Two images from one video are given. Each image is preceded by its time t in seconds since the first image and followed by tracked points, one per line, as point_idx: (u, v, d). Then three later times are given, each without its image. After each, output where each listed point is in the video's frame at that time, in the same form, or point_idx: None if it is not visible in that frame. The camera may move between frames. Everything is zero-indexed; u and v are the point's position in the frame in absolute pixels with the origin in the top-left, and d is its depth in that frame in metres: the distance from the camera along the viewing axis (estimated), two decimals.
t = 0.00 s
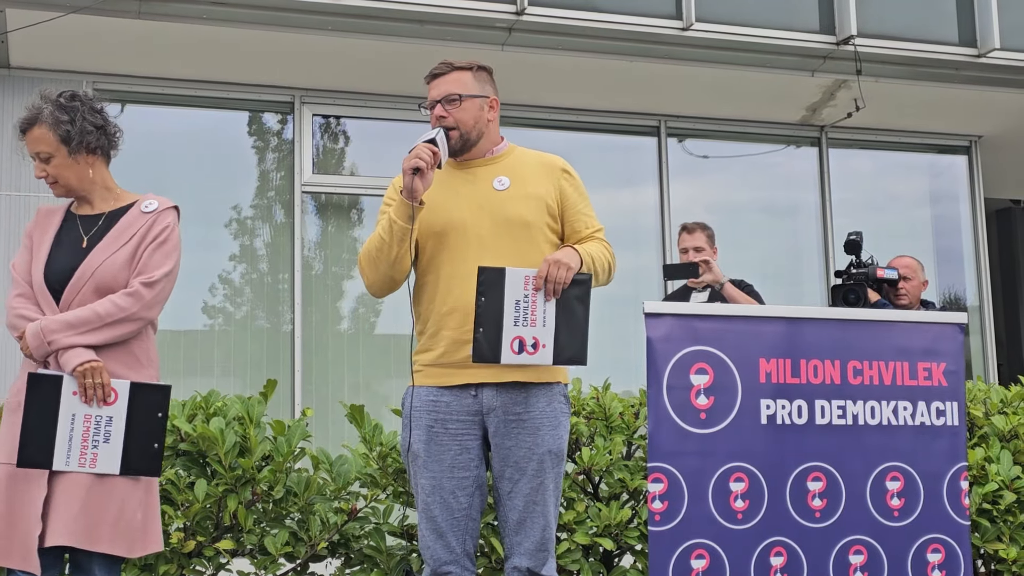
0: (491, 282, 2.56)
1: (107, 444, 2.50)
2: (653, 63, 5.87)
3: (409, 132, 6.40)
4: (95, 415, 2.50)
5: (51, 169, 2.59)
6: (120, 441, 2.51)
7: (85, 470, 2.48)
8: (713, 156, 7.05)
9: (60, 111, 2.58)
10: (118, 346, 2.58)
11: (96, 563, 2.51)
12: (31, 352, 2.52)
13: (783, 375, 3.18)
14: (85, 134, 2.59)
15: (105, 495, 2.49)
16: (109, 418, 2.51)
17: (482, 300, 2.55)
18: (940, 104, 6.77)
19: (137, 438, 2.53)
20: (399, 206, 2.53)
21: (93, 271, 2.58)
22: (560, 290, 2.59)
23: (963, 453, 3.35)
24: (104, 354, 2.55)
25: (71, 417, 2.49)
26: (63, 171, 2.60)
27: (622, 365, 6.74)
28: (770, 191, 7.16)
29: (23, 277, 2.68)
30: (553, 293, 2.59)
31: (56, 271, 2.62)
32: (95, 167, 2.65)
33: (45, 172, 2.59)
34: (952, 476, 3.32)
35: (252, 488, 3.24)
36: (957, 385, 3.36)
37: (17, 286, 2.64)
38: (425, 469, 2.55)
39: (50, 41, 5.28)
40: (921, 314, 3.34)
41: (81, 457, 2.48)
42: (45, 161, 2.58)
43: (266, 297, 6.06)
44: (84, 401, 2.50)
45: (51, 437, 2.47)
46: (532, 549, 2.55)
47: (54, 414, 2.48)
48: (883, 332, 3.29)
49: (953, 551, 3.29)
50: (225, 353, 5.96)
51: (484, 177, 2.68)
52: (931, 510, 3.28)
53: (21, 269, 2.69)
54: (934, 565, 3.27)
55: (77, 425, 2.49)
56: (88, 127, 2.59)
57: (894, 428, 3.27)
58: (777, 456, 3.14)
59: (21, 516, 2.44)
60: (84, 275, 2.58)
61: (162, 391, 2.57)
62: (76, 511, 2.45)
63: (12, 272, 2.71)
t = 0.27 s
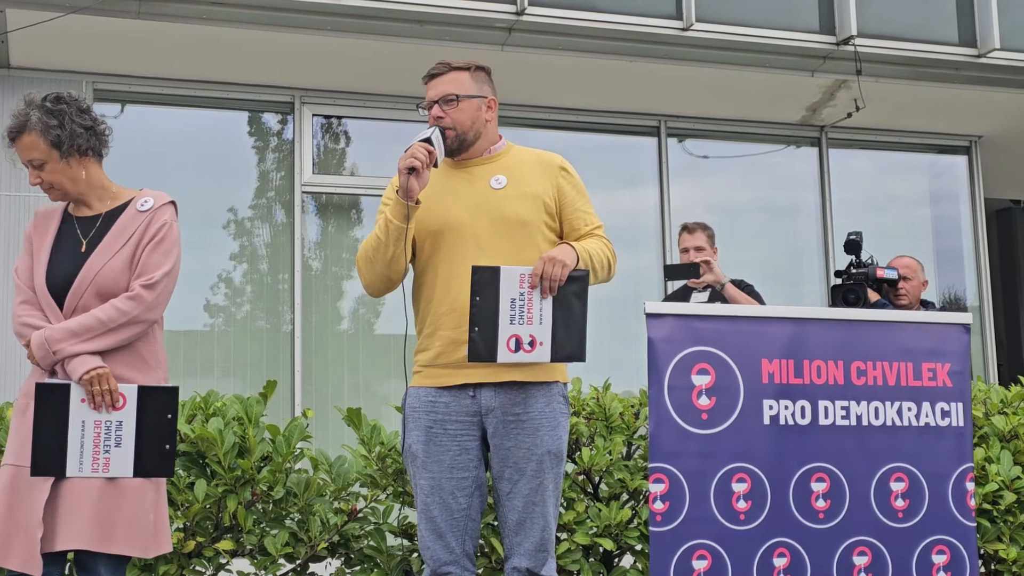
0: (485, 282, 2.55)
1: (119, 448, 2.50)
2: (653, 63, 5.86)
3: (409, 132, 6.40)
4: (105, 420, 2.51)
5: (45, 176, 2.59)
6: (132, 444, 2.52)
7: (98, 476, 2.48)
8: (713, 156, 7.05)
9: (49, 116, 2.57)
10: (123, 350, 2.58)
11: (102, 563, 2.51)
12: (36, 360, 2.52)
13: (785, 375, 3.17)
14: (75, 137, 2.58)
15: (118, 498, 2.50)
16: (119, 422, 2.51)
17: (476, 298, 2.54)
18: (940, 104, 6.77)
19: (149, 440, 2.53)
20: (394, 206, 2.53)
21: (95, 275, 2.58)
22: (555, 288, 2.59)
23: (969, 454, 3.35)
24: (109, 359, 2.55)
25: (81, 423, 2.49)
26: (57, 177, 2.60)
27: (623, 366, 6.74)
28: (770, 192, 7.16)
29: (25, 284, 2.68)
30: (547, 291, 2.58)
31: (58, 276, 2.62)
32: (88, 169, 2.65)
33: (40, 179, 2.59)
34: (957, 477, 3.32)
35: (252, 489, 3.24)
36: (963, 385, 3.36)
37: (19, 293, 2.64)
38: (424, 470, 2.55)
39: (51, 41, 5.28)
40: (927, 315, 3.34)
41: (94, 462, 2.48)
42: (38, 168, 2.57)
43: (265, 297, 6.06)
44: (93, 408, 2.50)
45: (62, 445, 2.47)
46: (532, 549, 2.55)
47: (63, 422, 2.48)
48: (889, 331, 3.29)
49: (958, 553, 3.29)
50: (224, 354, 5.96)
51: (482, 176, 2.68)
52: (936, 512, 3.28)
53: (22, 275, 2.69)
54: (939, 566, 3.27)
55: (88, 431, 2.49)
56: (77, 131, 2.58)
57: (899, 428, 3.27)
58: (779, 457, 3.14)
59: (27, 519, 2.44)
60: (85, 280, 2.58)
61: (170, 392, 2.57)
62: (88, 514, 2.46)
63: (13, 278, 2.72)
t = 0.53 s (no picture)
0: (477, 282, 2.56)
1: (122, 450, 2.51)
2: (653, 63, 5.86)
3: (409, 132, 6.40)
4: (107, 422, 2.51)
5: (42, 179, 2.58)
6: (135, 445, 2.53)
7: (102, 478, 2.49)
8: (713, 156, 7.04)
9: (43, 120, 2.55)
10: (125, 351, 2.59)
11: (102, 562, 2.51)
12: (39, 364, 2.52)
13: (786, 375, 3.17)
14: (71, 141, 2.57)
15: (120, 498, 2.51)
16: (121, 424, 2.52)
17: (469, 299, 2.55)
18: (940, 104, 6.77)
19: (152, 441, 2.55)
20: (386, 208, 2.56)
21: (94, 277, 2.59)
22: (548, 287, 2.59)
23: (970, 455, 3.35)
24: (111, 361, 2.56)
25: (84, 426, 2.49)
26: (54, 180, 2.59)
27: (623, 366, 6.74)
28: (770, 192, 7.16)
29: (25, 286, 2.68)
30: (540, 290, 2.58)
31: (57, 279, 2.62)
32: (84, 171, 2.64)
33: (37, 182, 2.58)
34: (958, 477, 3.32)
35: (251, 489, 3.24)
36: (963, 386, 3.37)
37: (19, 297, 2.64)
38: (420, 470, 2.56)
39: (50, 41, 5.28)
40: (928, 316, 3.34)
41: (98, 464, 2.50)
42: (35, 172, 2.57)
43: (265, 297, 6.06)
44: (95, 411, 2.50)
45: (65, 448, 2.47)
46: (528, 549, 2.55)
47: (66, 426, 2.48)
48: (892, 332, 3.29)
49: (959, 553, 3.28)
50: (224, 354, 5.96)
51: (476, 177, 2.68)
52: (936, 512, 3.27)
53: (20, 277, 2.69)
54: (940, 566, 3.27)
55: (91, 434, 2.50)
56: (73, 134, 2.57)
57: (900, 429, 3.27)
58: (780, 457, 3.14)
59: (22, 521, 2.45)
60: (84, 283, 2.59)
61: (172, 392, 2.59)
62: (91, 515, 2.47)
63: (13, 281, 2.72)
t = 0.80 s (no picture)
0: (470, 284, 2.56)
1: (112, 449, 2.59)
2: (653, 63, 5.85)
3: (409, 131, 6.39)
4: (98, 422, 2.59)
5: (35, 177, 2.63)
6: (125, 445, 2.60)
7: (92, 477, 2.57)
8: (713, 156, 7.03)
9: (38, 119, 2.61)
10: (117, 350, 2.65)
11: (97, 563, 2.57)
12: (31, 362, 2.58)
13: (784, 375, 3.16)
14: (64, 141, 2.62)
15: (111, 497, 2.58)
16: (112, 424, 2.60)
17: (461, 301, 2.56)
18: (940, 104, 6.76)
19: (142, 442, 2.61)
20: (379, 208, 2.56)
21: (85, 277, 2.63)
22: (543, 288, 2.60)
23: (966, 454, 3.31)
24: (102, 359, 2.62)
25: (75, 425, 2.58)
26: (47, 178, 2.64)
27: (623, 366, 6.74)
28: (770, 192, 7.16)
29: (19, 284, 2.73)
30: (535, 291, 2.60)
31: (50, 278, 2.68)
32: (78, 171, 2.69)
33: (30, 181, 2.64)
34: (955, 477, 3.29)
35: (251, 489, 3.23)
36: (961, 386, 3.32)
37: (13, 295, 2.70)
38: (416, 471, 2.55)
39: (50, 41, 5.27)
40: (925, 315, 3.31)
41: (88, 464, 2.57)
42: (28, 170, 2.62)
43: (265, 296, 6.05)
44: (86, 410, 2.58)
45: (57, 447, 2.56)
46: (526, 550, 2.53)
47: (58, 425, 2.57)
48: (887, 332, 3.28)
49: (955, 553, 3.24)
50: (223, 354, 5.96)
51: (470, 176, 2.67)
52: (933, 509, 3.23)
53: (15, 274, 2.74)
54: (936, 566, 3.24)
55: (82, 433, 2.58)
56: (66, 134, 2.62)
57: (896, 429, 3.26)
58: (777, 457, 3.13)
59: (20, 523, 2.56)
60: (76, 282, 2.63)
61: (163, 393, 2.65)
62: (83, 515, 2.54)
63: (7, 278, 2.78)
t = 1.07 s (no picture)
0: (468, 284, 2.57)
1: (87, 448, 2.63)
2: (654, 62, 5.82)
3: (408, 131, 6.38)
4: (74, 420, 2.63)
5: (22, 172, 2.74)
6: (100, 445, 2.64)
7: (66, 475, 2.61)
8: (714, 155, 7.02)
9: (30, 115, 2.73)
10: (97, 348, 2.69)
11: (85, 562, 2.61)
12: (9, 357, 2.64)
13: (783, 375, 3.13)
14: (52, 138, 2.73)
15: (91, 497, 2.63)
16: (87, 422, 2.64)
17: (459, 301, 2.57)
18: (941, 104, 6.75)
19: (117, 441, 2.65)
20: (378, 204, 2.55)
21: (67, 275, 2.69)
22: (538, 289, 2.62)
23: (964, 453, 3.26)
24: (80, 356, 2.66)
25: (51, 422, 2.63)
26: (35, 174, 2.74)
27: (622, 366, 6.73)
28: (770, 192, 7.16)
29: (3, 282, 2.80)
30: (531, 293, 2.62)
31: (34, 275, 2.74)
32: (66, 169, 2.79)
33: (18, 174, 2.75)
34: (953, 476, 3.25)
35: (250, 490, 3.21)
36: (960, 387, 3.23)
37: None
38: (412, 472, 2.54)
39: (49, 41, 5.27)
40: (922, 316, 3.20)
41: (63, 462, 2.62)
42: (17, 164, 2.73)
43: (264, 296, 6.04)
44: (62, 407, 2.63)
45: (34, 445, 2.61)
46: (523, 551, 2.53)
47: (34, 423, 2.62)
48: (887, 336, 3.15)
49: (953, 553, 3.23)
50: (223, 355, 5.96)
51: (466, 175, 2.66)
52: (932, 501, 3.20)
53: None
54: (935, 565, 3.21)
55: (57, 430, 2.62)
56: (55, 131, 2.73)
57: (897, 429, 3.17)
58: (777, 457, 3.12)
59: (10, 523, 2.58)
60: (58, 280, 2.69)
61: (141, 392, 2.68)
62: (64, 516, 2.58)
63: None
